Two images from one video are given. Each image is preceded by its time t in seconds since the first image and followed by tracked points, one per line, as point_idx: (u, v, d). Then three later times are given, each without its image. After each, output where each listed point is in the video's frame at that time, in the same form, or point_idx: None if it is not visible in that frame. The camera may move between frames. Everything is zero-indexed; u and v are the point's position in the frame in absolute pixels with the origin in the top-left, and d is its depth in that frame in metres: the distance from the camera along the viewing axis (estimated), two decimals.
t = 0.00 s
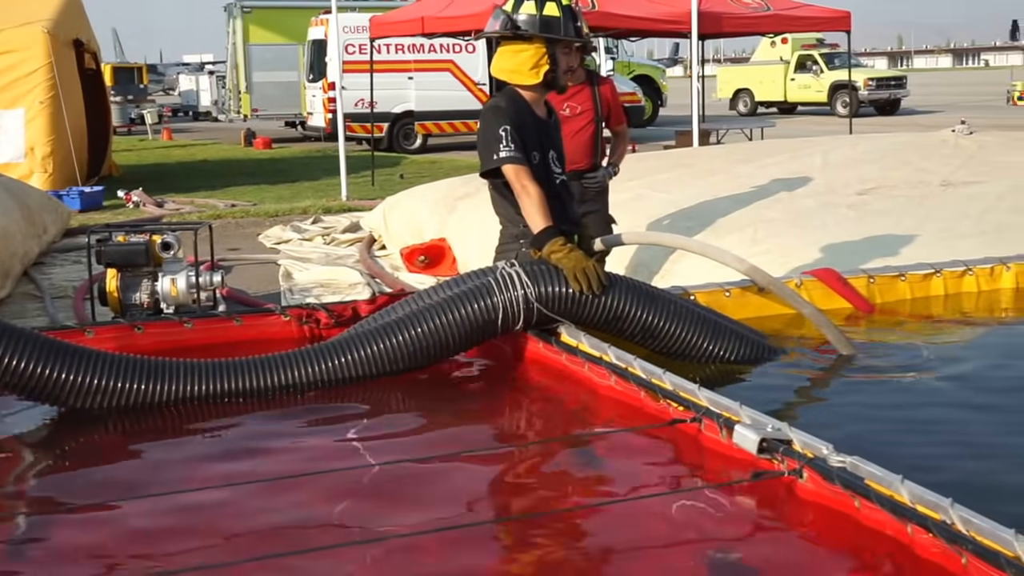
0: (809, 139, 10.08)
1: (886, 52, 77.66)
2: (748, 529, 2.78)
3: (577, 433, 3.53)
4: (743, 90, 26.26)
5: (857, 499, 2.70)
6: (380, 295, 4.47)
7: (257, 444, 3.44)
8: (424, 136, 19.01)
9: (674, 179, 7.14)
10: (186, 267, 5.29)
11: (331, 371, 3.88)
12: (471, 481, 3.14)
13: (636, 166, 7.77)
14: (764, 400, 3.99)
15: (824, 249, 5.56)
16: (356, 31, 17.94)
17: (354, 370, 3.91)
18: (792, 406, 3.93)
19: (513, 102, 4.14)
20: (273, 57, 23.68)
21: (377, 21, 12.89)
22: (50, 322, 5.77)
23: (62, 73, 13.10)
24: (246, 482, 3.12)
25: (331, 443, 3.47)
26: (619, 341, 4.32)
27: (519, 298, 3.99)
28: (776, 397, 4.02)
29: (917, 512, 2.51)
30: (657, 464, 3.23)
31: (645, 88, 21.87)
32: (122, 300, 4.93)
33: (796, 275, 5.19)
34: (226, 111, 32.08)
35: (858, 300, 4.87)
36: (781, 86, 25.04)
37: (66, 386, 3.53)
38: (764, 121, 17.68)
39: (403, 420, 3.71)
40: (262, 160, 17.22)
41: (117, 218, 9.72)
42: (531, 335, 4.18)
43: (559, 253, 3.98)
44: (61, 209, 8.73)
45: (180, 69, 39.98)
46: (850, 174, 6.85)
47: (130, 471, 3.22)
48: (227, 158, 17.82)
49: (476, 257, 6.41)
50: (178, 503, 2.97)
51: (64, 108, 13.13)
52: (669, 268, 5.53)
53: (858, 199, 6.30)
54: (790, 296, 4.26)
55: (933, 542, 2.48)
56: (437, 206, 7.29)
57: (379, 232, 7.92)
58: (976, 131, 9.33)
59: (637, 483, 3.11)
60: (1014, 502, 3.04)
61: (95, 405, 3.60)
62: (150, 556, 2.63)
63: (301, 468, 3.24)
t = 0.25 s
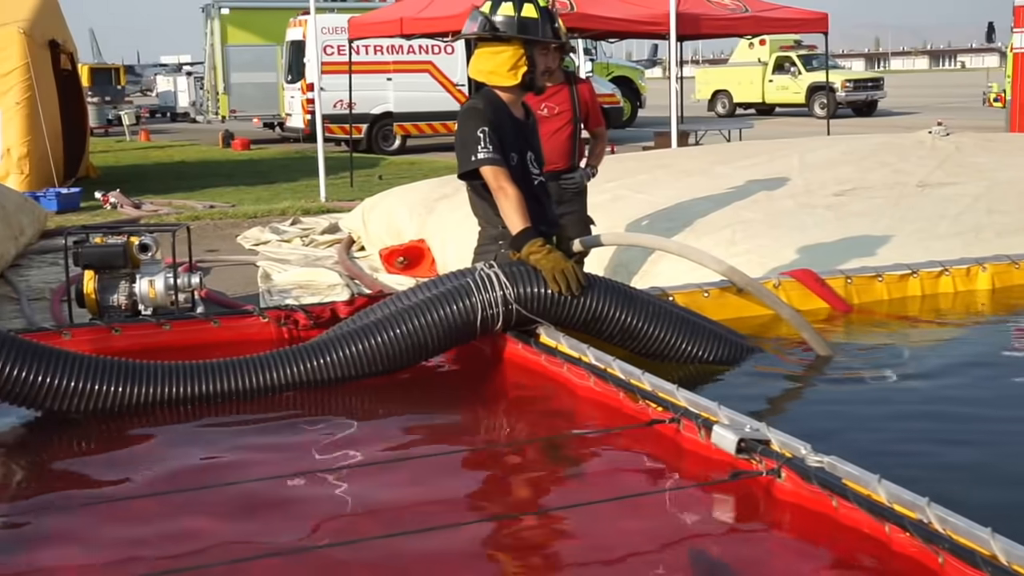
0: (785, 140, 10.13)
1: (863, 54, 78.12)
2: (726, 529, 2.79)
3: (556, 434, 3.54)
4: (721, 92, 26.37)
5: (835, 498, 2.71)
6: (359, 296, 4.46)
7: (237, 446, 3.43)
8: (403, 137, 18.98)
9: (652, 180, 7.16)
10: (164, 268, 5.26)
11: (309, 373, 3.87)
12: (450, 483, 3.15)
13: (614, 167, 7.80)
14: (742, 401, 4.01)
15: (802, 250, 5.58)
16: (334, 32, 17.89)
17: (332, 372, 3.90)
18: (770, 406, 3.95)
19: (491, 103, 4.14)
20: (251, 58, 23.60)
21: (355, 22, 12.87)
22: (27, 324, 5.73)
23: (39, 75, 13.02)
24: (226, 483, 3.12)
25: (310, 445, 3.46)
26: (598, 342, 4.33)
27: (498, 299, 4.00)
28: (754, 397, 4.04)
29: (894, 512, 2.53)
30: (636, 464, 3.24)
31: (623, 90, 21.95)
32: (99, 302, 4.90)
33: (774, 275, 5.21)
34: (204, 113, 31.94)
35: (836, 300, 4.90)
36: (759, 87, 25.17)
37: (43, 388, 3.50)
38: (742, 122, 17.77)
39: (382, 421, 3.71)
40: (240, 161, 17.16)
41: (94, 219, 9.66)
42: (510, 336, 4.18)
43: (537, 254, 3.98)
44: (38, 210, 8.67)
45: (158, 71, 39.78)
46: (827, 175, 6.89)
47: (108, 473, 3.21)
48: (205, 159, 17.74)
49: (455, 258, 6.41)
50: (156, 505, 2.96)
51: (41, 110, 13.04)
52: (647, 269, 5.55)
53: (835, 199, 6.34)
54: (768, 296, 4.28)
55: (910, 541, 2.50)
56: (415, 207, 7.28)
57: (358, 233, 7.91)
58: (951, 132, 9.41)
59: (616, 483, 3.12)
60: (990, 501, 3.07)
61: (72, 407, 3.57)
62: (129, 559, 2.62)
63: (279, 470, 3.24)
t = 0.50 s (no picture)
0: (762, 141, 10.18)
1: (839, 55, 78.59)
2: (703, 528, 2.81)
3: (534, 434, 3.54)
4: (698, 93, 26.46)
5: (811, 498, 2.73)
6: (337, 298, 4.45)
7: (214, 449, 3.42)
8: (381, 139, 18.93)
9: (629, 181, 7.18)
10: (140, 270, 5.23)
11: (287, 375, 3.85)
12: (428, 484, 3.15)
13: (591, 168, 7.81)
14: (719, 401, 4.02)
15: (777, 251, 5.62)
16: (311, 33, 17.85)
17: (310, 373, 3.89)
18: (746, 406, 3.97)
19: (469, 105, 4.15)
20: (227, 60, 23.47)
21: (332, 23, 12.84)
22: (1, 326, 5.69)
23: (13, 76, 12.90)
24: (203, 486, 3.11)
25: (287, 447, 3.46)
26: (575, 343, 4.34)
27: (476, 300, 4.00)
28: (730, 398, 4.06)
29: (870, 512, 2.56)
30: (613, 464, 3.25)
31: (601, 91, 22.00)
32: (75, 304, 4.87)
33: (750, 276, 5.24)
34: (180, 114, 31.74)
35: (811, 301, 4.92)
36: (735, 89, 25.28)
37: (19, 391, 3.48)
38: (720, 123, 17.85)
39: (359, 422, 3.70)
40: (217, 163, 17.07)
41: (68, 221, 9.59)
42: (488, 337, 4.18)
43: (515, 255, 3.99)
44: (12, 213, 8.60)
45: (133, 72, 39.52)
46: (803, 177, 6.93)
47: (83, 477, 3.19)
48: (182, 161, 17.64)
49: (432, 259, 6.41)
50: (133, 510, 2.95)
51: (16, 111, 12.92)
52: (624, 270, 5.57)
53: (811, 200, 6.37)
54: (743, 297, 4.30)
55: (885, 540, 2.52)
56: (393, 209, 7.27)
57: (336, 235, 7.89)
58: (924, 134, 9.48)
59: (594, 483, 3.13)
60: (962, 501, 3.10)
61: (48, 411, 3.55)
62: (105, 564, 2.62)
63: (256, 472, 3.23)
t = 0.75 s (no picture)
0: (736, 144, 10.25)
1: (809, 58, 79.23)
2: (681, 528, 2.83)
3: (513, 436, 3.55)
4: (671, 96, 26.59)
5: (789, 498, 2.75)
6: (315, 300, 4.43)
7: (192, 452, 3.40)
8: (355, 140, 18.86)
9: (604, 183, 7.21)
10: (114, 271, 5.18)
11: (265, 377, 3.84)
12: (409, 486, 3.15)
13: (567, 170, 7.84)
14: (695, 402, 4.05)
15: (752, 253, 5.66)
16: (286, 34, 17.78)
17: (289, 375, 3.87)
18: (723, 407, 4.00)
19: (449, 108, 4.14)
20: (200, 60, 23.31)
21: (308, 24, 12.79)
22: None
23: None
24: (182, 489, 3.10)
25: (266, 449, 3.44)
26: (553, 345, 4.35)
27: (455, 302, 4.00)
28: (708, 399, 4.09)
29: (847, 511, 2.58)
30: (592, 465, 3.27)
31: (574, 94, 22.06)
32: (48, 306, 4.82)
33: (725, 278, 5.28)
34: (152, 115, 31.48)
35: (786, 303, 4.96)
36: (708, 92, 25.43)
37: None
38: (692, 125, 17.95)
39: (338, 424, 3.69)
40: (189, 163, 16.96)
41: (39, 222, 9.49)
42: (466, 339, 4.18)
43: (494, 257, 3.99)
44: None
45: (104, 72, 39.15)
46: (777, 179, 6.98)
47: (59, 480, 3.17)
48: (153, 162, 17.51)
49: (407, 261, 6.40)
50: (111, 512, 2.94)
51: None
52: (600, 272, 5.59)
53: (784, 203, 6.43)
54: (720, 299, 4.33)
55: (862, 538, 2.55)
56: (368, 210, 7.26)
57: (310, 237, 7.86)
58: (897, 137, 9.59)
59: (573, 483, 3.14)
60: (936, 500, 3.15)
61: (24, 414, 3.52)
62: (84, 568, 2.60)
63: (235, 475, 3.22)
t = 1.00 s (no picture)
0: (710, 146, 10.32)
1: (777, 61, 79.84)
2: (659, 529, 2.84)
3: (490, 437, 3.55)
4: (643, 98, 26.71)
5: (765, 497, 2.76)
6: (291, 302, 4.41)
7: (167, 454, 3.38)
8: (328, 141, 18.78)
9: (579, 185, 7.23)
10: (86, 273, 5.13)
11: (242, 379, 3.82)
12: (387, 488, 3.14)
13: (541, 172, 7.85)
14: (671, 403, 4.07)
15: (725, 255, 5.70)
16: (258, 35, 17.52)
17: (265, 377, 3.86)
18: (699, 408, 4.02)
19: (426, 110, 4.13)
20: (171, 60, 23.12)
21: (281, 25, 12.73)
22: None
23: None
24: (157, 492, 3.08)
25: (243, 452, 3.43)
26: (530, 346, 4.35)
27: (432, 304, 3.99)
28: (683, 399, 4.12)
29: (823, 509, 2.60)
30: (570, 467, 3.27)
31: (546, 96, 22.10)
32: (19, 308, 4.76)
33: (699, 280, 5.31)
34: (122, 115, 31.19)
35: (760, 304, 5.00)
36: (680, 94, 25.56)
37: None
38: (664, 127, 18.03)
39: (314, 427, 3.67)
40: (159, 164, 16.81)
41: (9, 224, 9.38)
42: (443, 341, 4.18)
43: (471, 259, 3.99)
44: None
45: (73, 71, 38.74)
46: (749, 181, 7.04)
47: (33, 484, 3.14)
48: (123, 162, 17.35)
49: (382, 262, 6.39)
50: (85, 515, 2.91)
51: None
52: (575, 274, 5.61)
53: (757, 205, 6.48)
54: (695, 301, 4.35)
55: (837, 537, 2.56)
56: (342, 212, 7.24)
57: (284, 238, 7.82)
58: (868, 141, 9.68)
59: (551, 485, 3.15)
60: (909, 498, 3.18)
61: None
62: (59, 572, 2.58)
63: (211, 477, 3.20)
